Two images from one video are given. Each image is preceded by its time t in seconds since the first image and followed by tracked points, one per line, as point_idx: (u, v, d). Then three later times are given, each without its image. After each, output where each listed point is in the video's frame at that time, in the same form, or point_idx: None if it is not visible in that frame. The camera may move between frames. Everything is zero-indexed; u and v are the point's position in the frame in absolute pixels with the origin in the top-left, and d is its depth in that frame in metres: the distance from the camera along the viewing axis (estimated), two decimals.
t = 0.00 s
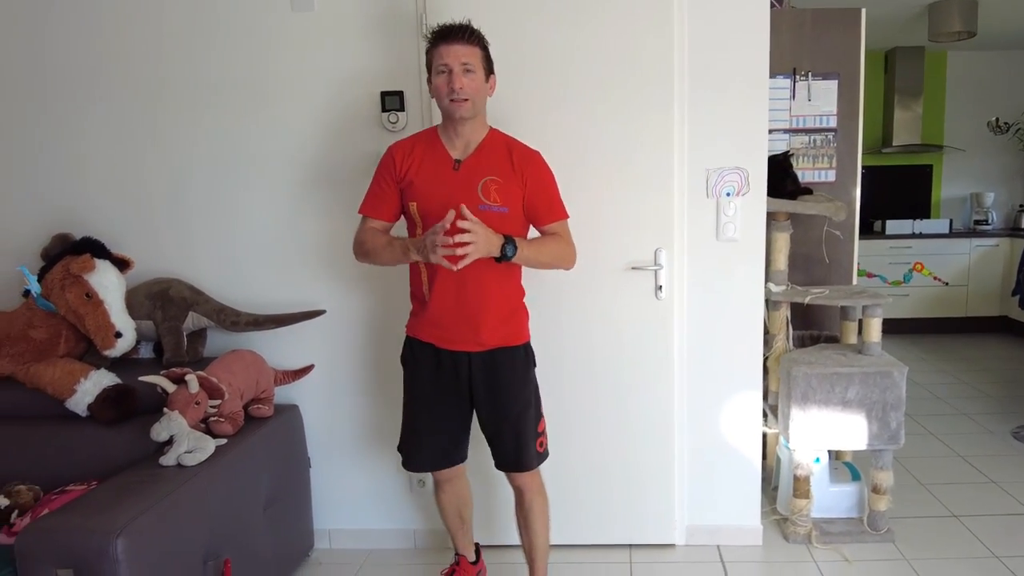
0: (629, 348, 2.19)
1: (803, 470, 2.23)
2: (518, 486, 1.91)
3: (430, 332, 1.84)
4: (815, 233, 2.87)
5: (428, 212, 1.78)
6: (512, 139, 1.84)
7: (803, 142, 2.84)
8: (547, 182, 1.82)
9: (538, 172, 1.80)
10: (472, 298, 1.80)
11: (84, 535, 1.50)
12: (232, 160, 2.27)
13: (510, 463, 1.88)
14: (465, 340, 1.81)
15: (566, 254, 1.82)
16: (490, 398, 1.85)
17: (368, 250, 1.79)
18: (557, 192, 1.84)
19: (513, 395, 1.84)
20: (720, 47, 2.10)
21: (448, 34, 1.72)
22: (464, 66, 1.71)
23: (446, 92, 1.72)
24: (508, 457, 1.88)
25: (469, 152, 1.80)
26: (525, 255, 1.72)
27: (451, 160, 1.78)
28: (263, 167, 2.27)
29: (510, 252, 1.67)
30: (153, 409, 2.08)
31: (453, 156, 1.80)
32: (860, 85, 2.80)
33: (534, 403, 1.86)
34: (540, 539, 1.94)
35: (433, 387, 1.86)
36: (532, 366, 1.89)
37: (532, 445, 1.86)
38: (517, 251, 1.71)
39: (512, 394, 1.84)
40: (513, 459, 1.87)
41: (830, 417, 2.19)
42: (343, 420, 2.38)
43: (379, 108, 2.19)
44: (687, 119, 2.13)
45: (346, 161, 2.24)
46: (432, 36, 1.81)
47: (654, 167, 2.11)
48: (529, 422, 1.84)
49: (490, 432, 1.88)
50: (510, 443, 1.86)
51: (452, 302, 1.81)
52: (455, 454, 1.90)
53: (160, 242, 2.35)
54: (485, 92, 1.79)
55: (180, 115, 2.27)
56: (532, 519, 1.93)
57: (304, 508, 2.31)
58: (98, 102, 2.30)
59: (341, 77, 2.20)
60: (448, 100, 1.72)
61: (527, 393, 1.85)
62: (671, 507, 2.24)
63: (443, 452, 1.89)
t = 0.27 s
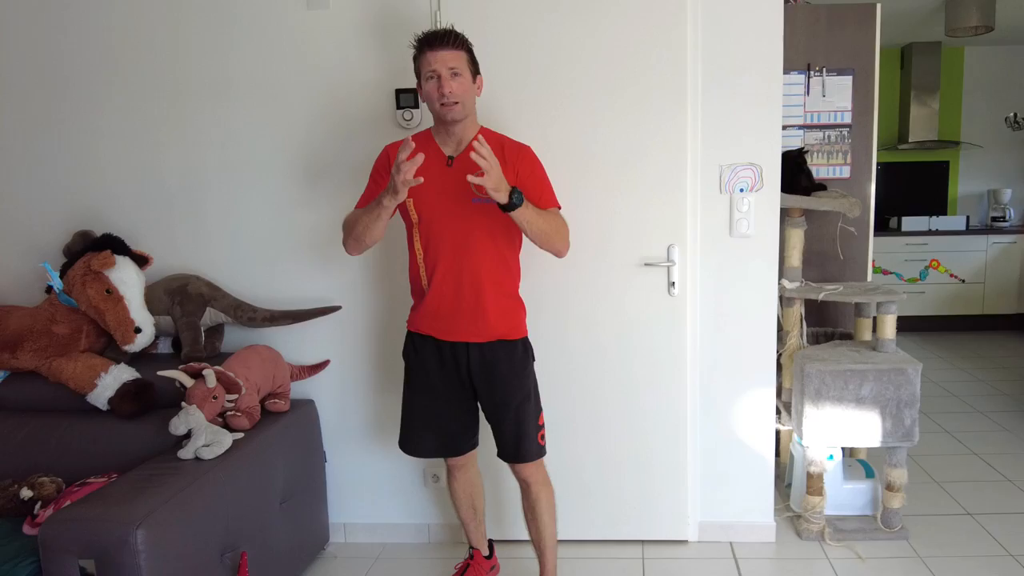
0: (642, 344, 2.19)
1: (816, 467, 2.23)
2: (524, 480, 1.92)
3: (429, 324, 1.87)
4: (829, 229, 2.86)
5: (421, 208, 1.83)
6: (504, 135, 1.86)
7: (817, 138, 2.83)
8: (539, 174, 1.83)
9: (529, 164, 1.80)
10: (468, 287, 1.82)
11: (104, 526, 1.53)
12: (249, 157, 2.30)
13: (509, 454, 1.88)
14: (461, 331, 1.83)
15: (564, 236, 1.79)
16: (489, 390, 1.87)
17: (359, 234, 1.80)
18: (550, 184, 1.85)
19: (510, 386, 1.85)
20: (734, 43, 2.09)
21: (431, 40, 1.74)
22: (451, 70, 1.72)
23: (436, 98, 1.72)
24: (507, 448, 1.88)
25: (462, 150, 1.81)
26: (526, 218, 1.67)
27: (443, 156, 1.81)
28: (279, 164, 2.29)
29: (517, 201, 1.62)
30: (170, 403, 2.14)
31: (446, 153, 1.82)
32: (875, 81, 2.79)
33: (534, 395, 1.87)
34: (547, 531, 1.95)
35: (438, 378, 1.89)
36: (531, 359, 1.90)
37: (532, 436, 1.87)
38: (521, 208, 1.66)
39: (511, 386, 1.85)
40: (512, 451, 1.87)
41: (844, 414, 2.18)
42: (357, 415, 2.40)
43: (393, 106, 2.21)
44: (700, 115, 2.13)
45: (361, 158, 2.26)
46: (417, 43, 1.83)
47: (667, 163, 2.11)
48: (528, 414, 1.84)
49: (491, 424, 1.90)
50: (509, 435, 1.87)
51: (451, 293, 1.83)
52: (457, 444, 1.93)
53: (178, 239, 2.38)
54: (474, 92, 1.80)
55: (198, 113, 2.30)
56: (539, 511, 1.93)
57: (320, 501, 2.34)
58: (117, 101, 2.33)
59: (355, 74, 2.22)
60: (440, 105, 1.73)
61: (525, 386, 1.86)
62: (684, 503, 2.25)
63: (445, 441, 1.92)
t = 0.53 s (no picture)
0: (654, 343, 2.19)
1: (830, 467, 2.22)
2: (532, 476, 1.92)
3: (438, 322, 1.87)
4: (843, 228, 2.85)
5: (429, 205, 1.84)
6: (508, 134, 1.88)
7: (830, 136, 2.82)
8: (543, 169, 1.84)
9: (533, 159, 1.82)
10: (475, 281, 1.82)
11: (121, 523, 1.54)
12: (263, 157, 2.32)
13: (517, 446, 1.88)
14: (471, 327, 1.83)
15: (571, 226, 1.79)
16: (498, 385, 1.87)
17: (364, 227, 1.81)
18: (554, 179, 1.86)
19: (518, 380, 1.85)
20: (748, 41, 2.09)
21: (435, 40, 1.75)
22: (456, 72, 1.74)
23: (443, 99, 1.75)
24: (516, 441, 1.89)
25: (466, 148, 1.84)
26: (533, 202, 1.68)
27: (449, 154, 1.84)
28: (293, 164, 2.31)
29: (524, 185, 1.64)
30: (187, 401, 2.16)
31: (451, 152, 1.85)
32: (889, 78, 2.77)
33: (542, 389, 1.87)
34: (557, 530, 1.95)
35: (448, 375, 1.89)
36: (539, 352, 1.90)
37: (541, 430, 1.87)
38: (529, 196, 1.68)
39: (519, 380, 1.85)
40: (520, 443, 1.88)
41: (858, 413, 2.17)
42: (370, 414, 2.41)
43: (406, 105, 2.22)
44: (714, 114, 2.12)
45: (374, 157, 2.27)
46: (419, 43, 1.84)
47: (681, 162, 2.11)
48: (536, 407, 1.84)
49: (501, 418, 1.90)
50: (517, 428, 1.87)
51: (460, 288, 1.84)
52: (469, 441, 1.93)
53: (194, 238, 2.40)
54: (477, 91, 1.82)
55: (214, 114, 2.32)
56: (548, 508, 1.93)
57: (333, 499, 2.35)
58: (134, 101, 2.36)
59: (369, 74, 2.23)
60: (446, 105, 1.76)
61: (534, 380, 1.86)
62: (697, 503, 2.24)
63: (457, 438, 1.92)
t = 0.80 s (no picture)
0: (671, 343, 2.18)
1: (847, 469, 2.21)
2: (546, 470, 1.92)
3: (457, 324, 1.87)
4: (861, 228, 2.83)
5: (446, 211, 1.83)
6: (517, 133, 1.88)
7: (847, 136, 2.80)
8: (551, 169, 1.85)
9: (543, 160, 1.84)
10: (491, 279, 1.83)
11: (141, 523, 1.55)
12: (280, 157, 2.32)
13: (533, 439, 1.88)
14: (491, 328, 1.83)
15: (576, 239, 1.84)
16: (513, 380, 1.87)
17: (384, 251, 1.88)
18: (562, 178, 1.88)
19: (533, 375, 1.85)
20: (767, 39, 2.07)
21: (448, 40, 1.76)
22: (470, 71, 1.75)
23: (458, 99, 1.75)
24: (530, 436, 1.88)
25: (479, 150, 1.83)
26: (536, 245, 1.74)
27: (462, 158, 1.82)
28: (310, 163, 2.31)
29: (520, 243, 1.69)
30: (205, 401, 2.17)
31: (463, 155, 1.84)
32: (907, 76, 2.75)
33: (556, 385, 1.86)
34: (570, 527, 1.94)
35: (465, 374, 1.89)
36: (554, 348, 1.89)
37: (555, 424, 1.86)
38: (528, 242, 1.74)
39: (534, 374, 1.85)
40: (535, 436, 1.87)
41: (877, 415, 2.15)
42: (386, 413, 2.42)
43: (423, 105, 2.22)
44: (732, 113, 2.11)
45: (391, 157, 2.27)
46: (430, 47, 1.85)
47: (699, 161, 2.10)
48: (551, 402, 1.84)
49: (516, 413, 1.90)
50: (532, 421, 1.87)
51: (476, 285, 1.84)
52: (486, 438, 1.93)
53: (211, 237, 2.41)
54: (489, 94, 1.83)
55: (231, 113, 2.33)
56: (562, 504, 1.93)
57: (349, 499, 2.36)
58: (153, 101, 2.37)
59: (386, 74, 2.23)
60: (460, 106, 1.75)
61: (549, 374, 1.86)
62: (713, 504, 2.23)
63: (474, 435, 1.92)
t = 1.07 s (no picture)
0: (685, 345, 2.18)
1: (862, 472, 2.19)
2: (558, 469, 1.92)
3: (471, 325, 1.87)
4: (875, 229, 2.81)
5: (462, 215, 1.84)
6: (529, 134, 1.88)
7: (863, 137, 2.78)
8: (564, 170, 1.85)
9: (555, 161, 1.83)
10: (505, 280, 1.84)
11: (157, 523, 1.56)
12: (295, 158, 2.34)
13: (545, 440, 1.88)
14: (506, 330, 1.83)
15: (589, 240, 1.84)
16: (525, 380, 1.87)
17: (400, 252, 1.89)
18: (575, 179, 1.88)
19: (546, 376, 1.84)
20: (783, 39, 2.06)
21: (454, 43, 1.77)
22: (476, 72, 1.75)
23: (463, 100, 1.75)
24: (543, 437, 1.88)
25: (491, 152, 1.83)
26: (547, 249, 1.75)
27: (476, 161, 1.82)
28: (324, 164, 2.32)
29: (532, 248, 1.70)
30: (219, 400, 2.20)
31: (477, 158, 1.84)
32: (923, 77, 2.73)
33: (569, 385, 1.87)
34: (581, 528, 1.94)
35: (479, 376, 1.89)
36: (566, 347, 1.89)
37: (568, 425, 1.86)
38: (538, 247, 1.74)
39: (547, 374, 1.84)
40: (547, 434, 1.87)
41: (891, 418, 2.14)
42: (398, 414, 2.43)
43: (437, 106, 2.22)
44: (747, 114, 2.10)
45: (405, 158, 2.28)
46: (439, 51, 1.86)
47: (714, 163, 2.09)
48: (564, 403, 1.84)
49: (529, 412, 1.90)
50: (545, 420, 1.86)
51: (490, 286, 1.84)
52: (499, 439, 1.92)
53: (225, 237, 2.42)
54: (498, 94, 1.82)
55: (245, 114, 2.34)
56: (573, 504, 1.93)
57: (362, 499, 2.36)
58: (168, 102, 2.38)
59: (400, 75, 2.24)
60: (466, 107, 1.75)
61: (561, 373, 1.86)
62: (726, 507, 2.23)
63: (488, 436, 1.92)
